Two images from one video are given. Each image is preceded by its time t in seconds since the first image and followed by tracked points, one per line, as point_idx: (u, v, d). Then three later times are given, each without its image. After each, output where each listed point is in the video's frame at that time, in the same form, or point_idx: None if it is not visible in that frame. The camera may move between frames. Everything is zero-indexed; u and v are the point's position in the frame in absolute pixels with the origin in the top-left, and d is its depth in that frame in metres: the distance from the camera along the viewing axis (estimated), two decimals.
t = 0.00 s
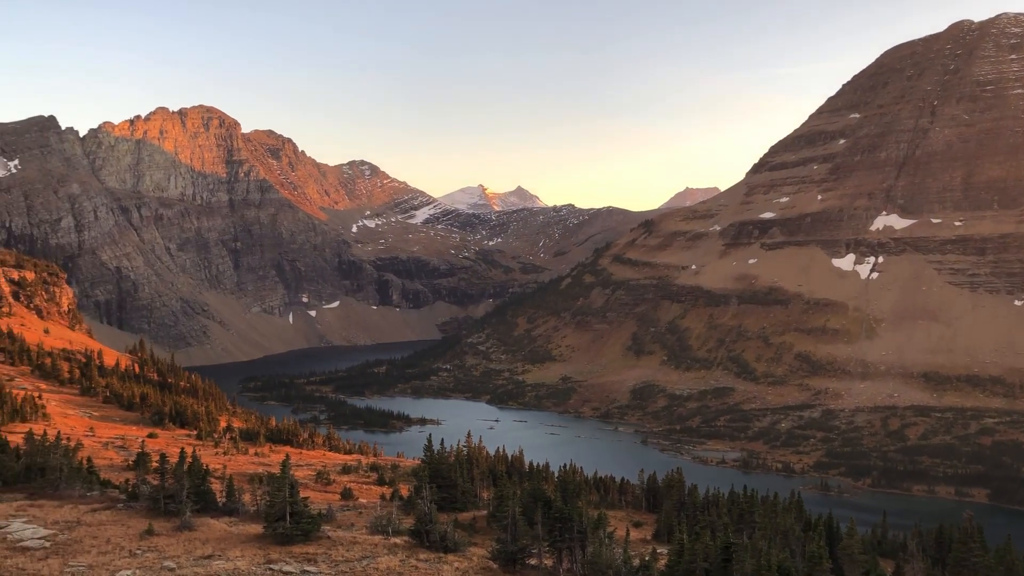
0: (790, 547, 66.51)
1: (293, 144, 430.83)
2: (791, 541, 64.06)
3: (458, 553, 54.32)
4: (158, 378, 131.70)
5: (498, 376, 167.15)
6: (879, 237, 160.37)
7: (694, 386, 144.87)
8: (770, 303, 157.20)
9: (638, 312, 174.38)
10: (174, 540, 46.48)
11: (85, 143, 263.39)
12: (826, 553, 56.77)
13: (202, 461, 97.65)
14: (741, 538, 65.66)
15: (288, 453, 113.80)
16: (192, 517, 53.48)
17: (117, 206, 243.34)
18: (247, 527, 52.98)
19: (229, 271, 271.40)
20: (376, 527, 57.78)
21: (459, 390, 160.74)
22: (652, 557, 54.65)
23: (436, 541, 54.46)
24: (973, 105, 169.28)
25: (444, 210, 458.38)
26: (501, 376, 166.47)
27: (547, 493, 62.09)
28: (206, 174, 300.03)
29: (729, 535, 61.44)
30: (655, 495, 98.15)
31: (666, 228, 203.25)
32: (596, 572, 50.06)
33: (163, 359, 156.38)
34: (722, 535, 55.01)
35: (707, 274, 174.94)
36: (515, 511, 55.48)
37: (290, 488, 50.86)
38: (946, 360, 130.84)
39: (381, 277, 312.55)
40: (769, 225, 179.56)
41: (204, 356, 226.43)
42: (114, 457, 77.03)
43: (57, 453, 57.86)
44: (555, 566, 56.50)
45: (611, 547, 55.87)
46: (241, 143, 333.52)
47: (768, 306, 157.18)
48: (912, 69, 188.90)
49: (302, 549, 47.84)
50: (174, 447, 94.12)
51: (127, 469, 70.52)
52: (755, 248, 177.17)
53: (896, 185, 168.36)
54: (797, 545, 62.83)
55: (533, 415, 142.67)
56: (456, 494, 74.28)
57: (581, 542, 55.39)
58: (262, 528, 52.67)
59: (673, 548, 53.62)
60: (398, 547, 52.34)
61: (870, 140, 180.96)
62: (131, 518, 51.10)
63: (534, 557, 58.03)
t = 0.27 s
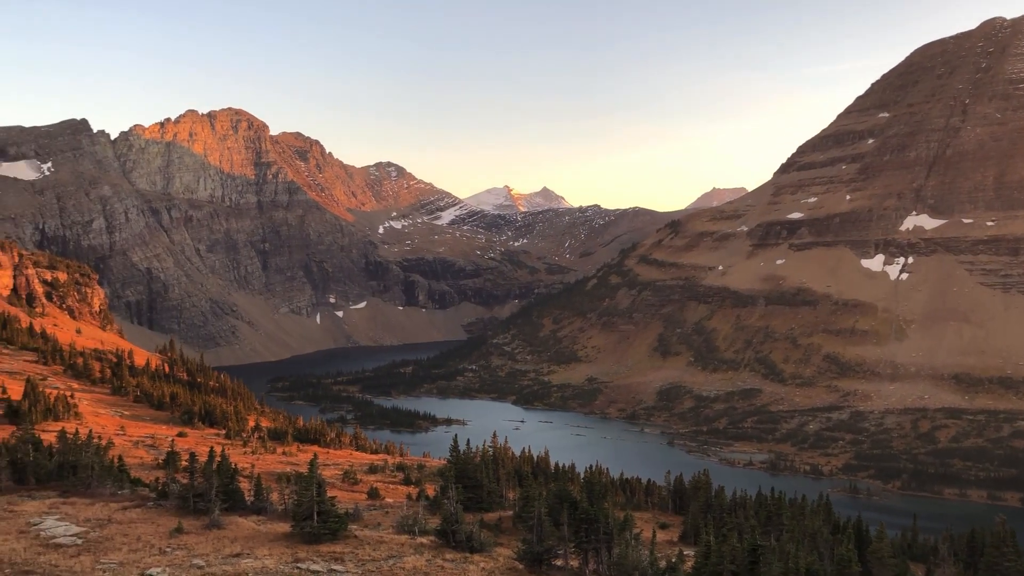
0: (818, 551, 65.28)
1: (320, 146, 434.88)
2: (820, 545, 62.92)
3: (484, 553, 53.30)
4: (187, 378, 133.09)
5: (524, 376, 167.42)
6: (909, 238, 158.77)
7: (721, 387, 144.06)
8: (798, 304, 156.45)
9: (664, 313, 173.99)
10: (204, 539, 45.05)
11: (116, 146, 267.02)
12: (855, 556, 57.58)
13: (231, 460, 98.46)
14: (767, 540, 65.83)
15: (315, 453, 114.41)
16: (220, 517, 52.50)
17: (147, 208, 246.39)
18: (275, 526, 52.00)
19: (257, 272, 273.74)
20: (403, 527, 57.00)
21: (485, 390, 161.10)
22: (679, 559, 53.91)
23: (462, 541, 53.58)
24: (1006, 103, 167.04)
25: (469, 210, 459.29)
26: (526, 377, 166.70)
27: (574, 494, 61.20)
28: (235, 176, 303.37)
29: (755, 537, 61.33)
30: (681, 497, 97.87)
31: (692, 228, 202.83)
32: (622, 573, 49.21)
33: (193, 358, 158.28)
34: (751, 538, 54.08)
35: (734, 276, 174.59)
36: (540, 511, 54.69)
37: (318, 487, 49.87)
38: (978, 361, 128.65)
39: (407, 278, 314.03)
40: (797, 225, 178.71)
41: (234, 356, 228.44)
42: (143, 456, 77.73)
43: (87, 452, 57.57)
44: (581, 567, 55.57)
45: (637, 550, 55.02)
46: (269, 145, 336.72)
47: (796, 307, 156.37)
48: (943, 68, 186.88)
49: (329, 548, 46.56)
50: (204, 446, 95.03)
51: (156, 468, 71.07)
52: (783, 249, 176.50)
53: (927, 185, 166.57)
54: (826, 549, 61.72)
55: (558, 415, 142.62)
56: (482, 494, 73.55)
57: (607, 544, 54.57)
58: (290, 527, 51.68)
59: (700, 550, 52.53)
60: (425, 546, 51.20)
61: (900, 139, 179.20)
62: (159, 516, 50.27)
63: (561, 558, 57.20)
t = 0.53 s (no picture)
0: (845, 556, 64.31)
1: (345, 147, 437.59)
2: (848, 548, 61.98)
3: (509, 554, 52.66)
4: (214, 378, 134.13)
5: (548, 377, 167.26)
6: (938, 238, 156.88)
7: (747, 389, 143.03)
8: (825, 305, 155.22)
9: (690, 314, 173.14)
10: (229, 537, 45.10)
11: (144, 147, 269.97)
12: (883, 559, 55.96)
13: (257, 459, 99.06)
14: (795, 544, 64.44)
15: (341, 453, 114.83)
16: (246, 515, 52.64)
17: (175, 210, 248.89)
18: (300, 526, 51.98)
19: (283, 273, 275.60)
20: (427, 527, 56.77)
21: (509, 391, 160.99)
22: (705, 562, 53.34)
23: (486, 541, 53.07)
24: None
25: (494, 210, 459.70)
26: (551, 378, 166.43)
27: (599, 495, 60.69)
28: (261, 177, 305.80)
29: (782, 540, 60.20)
30: (707, 499, 97.15)
31: (718, 229, 201.70)
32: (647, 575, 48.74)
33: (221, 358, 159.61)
34: (778, 541, 53.28)
35: (761, 276, 173.66)
36: (564, 513, 54.02)
37: (343, 488, 49.71)
38: (1009, 363, 126.39)
39: (431, 279, 314.87)
40: (824, 225, 177.41)
41: (260, 356, 229.55)
42: (171, 455, 78.32)
43: (116, 451, 57.32)
44: (606, 569, 54.93)
45: (662, 552, 54.34)
46: (295, 147, 339.14)
47: (823, 308, 155.10)
48: (974, 64, 183.89)
49: (354, 548, 46.21)
50: (230, 446, 95.67)
51: (183, 467, 71.49)
52: (810, 249, 175.23)
53: (957, 184, 164.35)
54: (855, 552, 60.69)
55: (582, 417, 142.16)
56: (506, 495, 73.33)
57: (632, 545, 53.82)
58: (315, 526, 51.55)
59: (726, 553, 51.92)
60: (449, 547, 50.78)
61: (930, 138, 177.04)
62: (188, 514, 50.57)
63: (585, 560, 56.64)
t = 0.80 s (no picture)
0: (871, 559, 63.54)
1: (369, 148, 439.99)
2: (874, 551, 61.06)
3: (532, 555, 51.99)
4: (239, 377, 135.14)
5: (572, 377, 167.10)
6: (967, 238, 155.16)
7: (772, 390, 142.14)
8: (850, 305, 154.07)
9: (714, 314, 172.40)
10: (254, 536, 45.34)
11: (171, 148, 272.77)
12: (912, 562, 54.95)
13: (281, 459, 99.66)
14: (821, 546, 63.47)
15: (364, 452, 115.29)
16: (271, 515, 52.84)
17: (200, 210, 251.25)
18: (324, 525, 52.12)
19: (308, 273, 277.39)
20: (450, 527, 56.69)
21: (532, 391, 161.00)
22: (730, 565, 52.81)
23: (509, 542, 52.54)
24: None
25: (516, 211, 459.94)
26: (574, 378, 166.24)
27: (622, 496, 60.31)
28: (286, 178, 308.09)
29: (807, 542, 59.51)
30: (731, 500, 96.55)
31: (743, 229, 200.64)
32: None
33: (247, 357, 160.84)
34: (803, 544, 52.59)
35: (785, 277, 172.76)
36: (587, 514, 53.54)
37: (366, 487, 49.56)
38: None
39: (454, 279, 315.82)
40: (850, 225, 176.25)
41: (284, 356, 229.97)
42: (197, 454, 78.91)
43: (143, 448, 57.10)
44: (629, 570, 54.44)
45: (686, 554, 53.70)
46: (319, 148, 341.42)
47: (849, 309, 153.89)
48: (1003, 62, 181.71)
49: (377, 547, 46.16)
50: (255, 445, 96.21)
51: (210, 466, 72.02)
52: (836, 249, 174.04)
53: (986, 183, 162.37)
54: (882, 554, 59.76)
55: (606, 418, 141.79)
56: (530, 495, 73.17)
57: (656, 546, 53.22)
58: (338, 526, 51.46)
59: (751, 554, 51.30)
60: (472, 547, 50.62)
61: (958, 137, 175.16)
62: (213, 513, 50.79)
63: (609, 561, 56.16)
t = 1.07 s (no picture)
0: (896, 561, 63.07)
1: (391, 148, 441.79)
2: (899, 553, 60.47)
3: (553, 555, 51.79)
4: (262, 376, 136.17)
5: (593, 378, 166.92)
6: (994, 237, 153.41)
7: (795, 391, 141.33)
8: (874, 306, 152.98)
9: (737, 315, 171.70)
10: (277, 534, 45.70)
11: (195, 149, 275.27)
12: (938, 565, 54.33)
13: (305, 457, 100.40)
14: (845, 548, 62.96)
15: (386, 452, 115.82)
16: (294, 513, 53.24)
17: (224, 211, 253.38)
18: (347, 523, 52.40)
19: (330, 273, 279.03)
20: (471, 527, 56.69)
21: (554, 392, 161.03)
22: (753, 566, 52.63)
23: (531, 541, 52.45)
24: None
25: (538, 211, 459.83)
26: (595, 379, 166.03)
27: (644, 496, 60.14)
28: (309, 178, 309.96)
29: (832, 545, 59.01)
30: (753, 501, 96.18)
31: (765, 229, 199.60)
32: None
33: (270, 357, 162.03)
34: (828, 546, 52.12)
35: (809, 277, 171.81)
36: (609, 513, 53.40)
37: (388, 486, 49.64)
38: None
39: (476, 279, 316.73)
40: (875, 225, 175.09)
41: (307, 356, 231.20)
42: (221, 453, 79.60)
43: (166, 447, 58.17)
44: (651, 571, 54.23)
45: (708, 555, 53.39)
46: (341, 148, 343.28)
47: (873, 309, 152.75)
48: None
49: (400, 546, 46.39)
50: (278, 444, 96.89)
51: (234, 464, 72.65)
52: (860, 249, 172.83)
53: (1013, 182, 160.31)
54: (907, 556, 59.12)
55: (627, 418, 141.46)
56: (551, 495, 73.17)
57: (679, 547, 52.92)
58: (361, 525, 51.67)
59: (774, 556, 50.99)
60: (493, 546, 50.70)
61: (984, 135, 173.28)
62: (236, 511, 51.24)
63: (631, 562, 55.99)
